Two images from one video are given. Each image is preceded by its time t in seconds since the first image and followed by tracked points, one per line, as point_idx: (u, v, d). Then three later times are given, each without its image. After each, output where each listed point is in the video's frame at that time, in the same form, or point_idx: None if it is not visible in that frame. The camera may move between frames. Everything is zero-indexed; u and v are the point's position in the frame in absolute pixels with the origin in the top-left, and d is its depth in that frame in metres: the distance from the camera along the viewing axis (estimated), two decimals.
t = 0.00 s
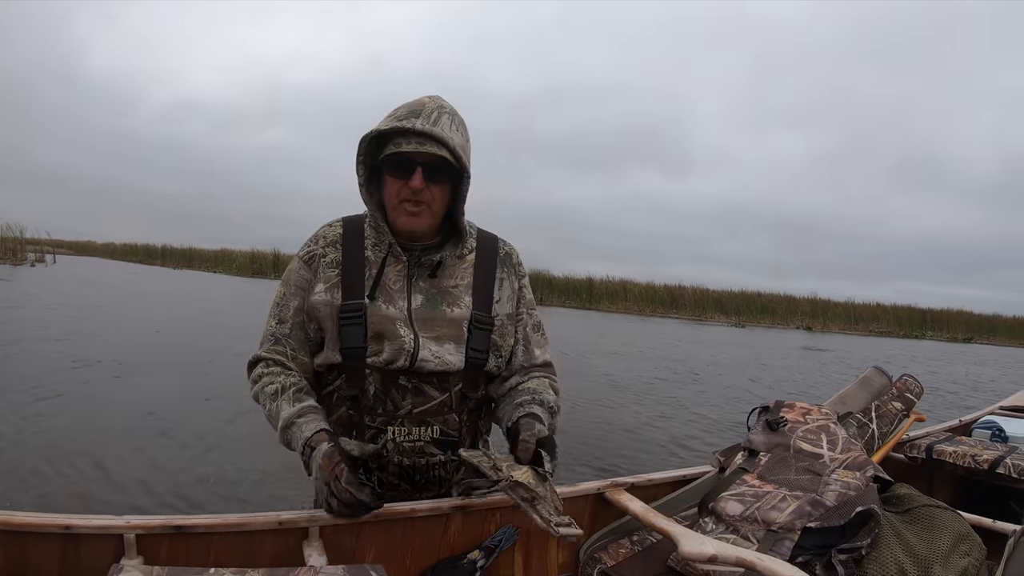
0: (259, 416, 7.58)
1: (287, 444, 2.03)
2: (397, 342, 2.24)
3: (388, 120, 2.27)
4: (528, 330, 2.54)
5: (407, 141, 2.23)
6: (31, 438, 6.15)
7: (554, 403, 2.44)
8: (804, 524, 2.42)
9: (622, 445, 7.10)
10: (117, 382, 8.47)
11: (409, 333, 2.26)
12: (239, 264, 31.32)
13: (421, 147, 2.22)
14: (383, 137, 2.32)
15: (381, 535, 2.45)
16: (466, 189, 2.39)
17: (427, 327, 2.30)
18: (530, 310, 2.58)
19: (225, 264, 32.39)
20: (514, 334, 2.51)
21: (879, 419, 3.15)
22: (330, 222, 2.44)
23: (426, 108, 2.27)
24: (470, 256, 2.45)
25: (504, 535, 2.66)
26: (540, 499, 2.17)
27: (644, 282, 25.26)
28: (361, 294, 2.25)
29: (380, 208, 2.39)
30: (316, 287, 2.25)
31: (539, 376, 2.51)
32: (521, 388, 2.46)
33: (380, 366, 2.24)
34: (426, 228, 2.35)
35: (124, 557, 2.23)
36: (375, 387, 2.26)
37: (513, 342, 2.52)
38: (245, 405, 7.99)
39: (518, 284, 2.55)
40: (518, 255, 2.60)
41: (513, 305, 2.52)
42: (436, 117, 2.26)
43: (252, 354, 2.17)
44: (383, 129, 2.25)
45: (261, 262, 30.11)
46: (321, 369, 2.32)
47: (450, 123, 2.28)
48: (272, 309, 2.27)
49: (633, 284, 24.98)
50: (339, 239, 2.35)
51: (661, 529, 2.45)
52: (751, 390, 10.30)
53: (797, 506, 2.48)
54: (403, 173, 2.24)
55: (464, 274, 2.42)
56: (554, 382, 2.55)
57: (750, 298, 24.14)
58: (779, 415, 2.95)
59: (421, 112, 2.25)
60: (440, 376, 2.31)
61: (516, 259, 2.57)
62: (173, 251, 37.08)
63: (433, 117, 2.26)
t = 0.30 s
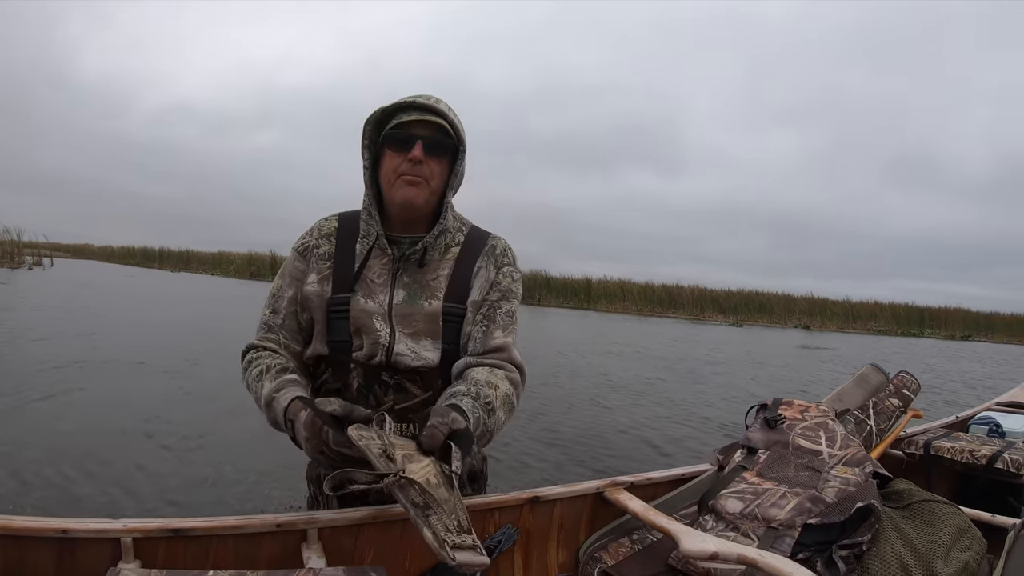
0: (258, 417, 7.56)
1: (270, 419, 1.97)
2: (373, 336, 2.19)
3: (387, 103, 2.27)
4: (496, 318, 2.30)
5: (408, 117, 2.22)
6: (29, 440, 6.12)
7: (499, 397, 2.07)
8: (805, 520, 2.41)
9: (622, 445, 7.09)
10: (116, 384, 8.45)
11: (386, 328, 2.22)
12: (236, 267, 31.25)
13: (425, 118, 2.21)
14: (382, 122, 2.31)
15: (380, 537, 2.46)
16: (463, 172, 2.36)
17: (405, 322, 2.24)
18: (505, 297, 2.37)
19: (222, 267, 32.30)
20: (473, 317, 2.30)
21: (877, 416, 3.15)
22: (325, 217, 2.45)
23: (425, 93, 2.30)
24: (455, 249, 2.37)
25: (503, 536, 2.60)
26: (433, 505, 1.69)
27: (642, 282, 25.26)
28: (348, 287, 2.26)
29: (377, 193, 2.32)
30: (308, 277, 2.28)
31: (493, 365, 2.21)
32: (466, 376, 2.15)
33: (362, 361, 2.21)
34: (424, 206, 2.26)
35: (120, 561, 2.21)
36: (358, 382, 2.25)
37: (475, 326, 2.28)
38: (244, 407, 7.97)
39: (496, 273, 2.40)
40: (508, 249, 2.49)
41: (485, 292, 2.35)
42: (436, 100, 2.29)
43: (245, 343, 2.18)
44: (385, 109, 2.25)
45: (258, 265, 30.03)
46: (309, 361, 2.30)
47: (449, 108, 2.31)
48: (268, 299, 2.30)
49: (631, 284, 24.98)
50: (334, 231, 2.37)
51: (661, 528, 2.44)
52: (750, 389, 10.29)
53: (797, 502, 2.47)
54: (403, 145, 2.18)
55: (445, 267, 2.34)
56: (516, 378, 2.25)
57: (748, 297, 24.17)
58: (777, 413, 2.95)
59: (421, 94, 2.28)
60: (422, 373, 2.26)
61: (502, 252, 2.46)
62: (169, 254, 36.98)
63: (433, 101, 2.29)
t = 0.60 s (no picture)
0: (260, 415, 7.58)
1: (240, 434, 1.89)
2: (370, 337, 2.23)
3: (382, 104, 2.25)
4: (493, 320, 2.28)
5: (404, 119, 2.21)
6: (32, 438, 6.14)
7: (494, 407, 2.05)
8: (807, 516, 2.43)
9: (622, 444, 7.10)
10: (118, 381, 8.47)
11: (383, 328, 2.24)
12: (237, 264, 31.24)
13: (420, 121, 2.19)
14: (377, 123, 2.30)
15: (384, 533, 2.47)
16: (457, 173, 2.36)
17: (401, 322, 2.25)
18: (503, 298, 2.35)
19: (223, 265, 32.29)
20: (471, 319, 2.28)
21: (878, 412, 3.17)
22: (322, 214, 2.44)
23: (420, 93, 2.28)
24: (451, 248, 2.35)
25: (507, 531, 2.67)
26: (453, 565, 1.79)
27: (643, 280, 25.28)
28: (346, 286, 2.25)
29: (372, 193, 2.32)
30: (316, 272, 2.28)
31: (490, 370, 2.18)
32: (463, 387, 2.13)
33: (358, 360, 2.24)
34: (419, 207, 2.27)
35: (125, 558, 2.21)
36: (354, 379, 2.27)
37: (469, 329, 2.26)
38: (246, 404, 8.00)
39: (491, 274, 2.37)
40: (504, 249, 2.47)
41: (483, 295, 2.33)
42: (432, 101, 2.27)
43: (247, 334, 2.15)
44: (380, 109, 2.23)
45: (259, 263, 29.99)
46: (314, 356, 2.31)
47: (445, 108, 2.29)
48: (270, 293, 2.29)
49: (632, 281, 24.99)
50: (331, 228, 2.35)
51: (665, 523, 2.45)
52: (750, 387, 10.31)
53: (799, 498, 2.49)
54: (398, 147, 2.18)
55: (442, 268, 2.33)
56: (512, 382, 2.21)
57: (749, 295, 24.21)
58: (779, 409, 2.97)
59: (416, 95, 2.26)
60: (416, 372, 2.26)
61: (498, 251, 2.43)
62: (170, 251, 36.96)
63: (429, 101, 2.27)
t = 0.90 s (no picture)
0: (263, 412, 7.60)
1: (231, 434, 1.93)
2: (378, 341, 2.23)
3: (372, 103, 2.24)
4: (516, 324, 2.50)
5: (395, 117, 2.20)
6: (36, 433, 6.16)
7: (518, 404, 2.33)
8: (812, 513, 2.43)
9: (625, 442, 7.11)
10: (122, 378, 8.49)
11: (391, 330, 2.24)
12: (240, 262, 31.27)
13: (410, 118, 2.18)
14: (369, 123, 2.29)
15: (389, 530, 2.45)
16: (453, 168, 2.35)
17: (410, 322, 2.27)
18: (517, 301, 2.53)
19: (226, 263, 32.33)
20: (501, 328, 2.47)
21: (880, 409, 3.18)
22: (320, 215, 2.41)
23: (409, 88, 2.26)
24: (455, 247, 2.39)
25: (512, 528, 2.66)
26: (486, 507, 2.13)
27: (646, 279, 25.30)
28: (350, 288, 2.24)
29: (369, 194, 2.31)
30: (319, 276, 2.25)
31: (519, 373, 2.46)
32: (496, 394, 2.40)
33: (366, 361, 2.25)
34: (416, 206, 2.27)
35: (128, 555, 2.21)
36: (361, 380, 2.28)
37: (497, 334, 2.45)
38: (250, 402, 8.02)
39: (503, 276, 2.50)
40: (506, 246, 2.54)
41: (499, 298, 2.46)
42: (421, 96, 2.26)
43: (247, 340, 2.13)
44: (369, 109, 2.22)
45: (263, 261, 30.00)
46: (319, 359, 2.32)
47: (435, 102, 2.28)
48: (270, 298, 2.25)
49: (635, 280, 25.01)
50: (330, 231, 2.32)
51: (670, 520, 2.46)
52: (753, 387, 10.32)
53: (804, 495, 2.49)
54: (391, 147, 2.18)
55: (450, 267, 2.37)
56: (536, 379, 2.49)
57: (752, 295, 24.22)
58: (783, 406, 2.97)
59: (405, 91, 2.24)
60: (424, 370, 2.28)
61: (501, 250, 2.51)
62: (173, 249, 37.00)
63: (418, 97, 2.26)
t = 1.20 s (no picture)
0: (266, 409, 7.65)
1: (257, 420, 2.00)
2: (394, 331, 2.26)
3: (393, 102, 2.26)
4: (534, 322, 2.52)
5: (417, 117, 2.23)
6: (41, 430, 6.21)
7: (524, 399, 2.38)
8: (811, 507, 2.45)
9: (627, 439, 7.12)
10: (126, 375, 8.55)
11: (407, 322, 2.27)
12: (244, 260, 31.34)
13: (431, 119, 2.20)
14: (390, 121, 2.31)
15: (391, 524, 2.47)
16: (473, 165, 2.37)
17: (426, 314, 2.29)
18: (535, 299, 2.54)
19: (230, 260, 32.41)
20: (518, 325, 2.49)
21: (880, 405, 3.19)
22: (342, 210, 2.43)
23: (430, 88, 2.27)
24: (474, 243, 2.41)
25: (513, 522, 2.66)
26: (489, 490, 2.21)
27: (649, 277, 25.30)
28: (368, 281, 2.26)
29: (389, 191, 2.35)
30: (330, 270, 2.29)
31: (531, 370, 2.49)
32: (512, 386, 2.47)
33: (381, 352, 2.27)
34: (436, 203, 2.30)
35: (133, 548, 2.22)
36: (376, 371, 2.30)
37: (515, 330, 2.47)
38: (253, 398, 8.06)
39: (521, 274, 2.50)
40: (525, 244, 2.55)
41: (516, 295, 2.47)
42: (442, 95, 2.27)
43: (260, 330, 2.20)
44: (391, 109, 2.24)
45: (266, 258, 30.07)
46: (334, 351, 2.36)
47: (456, 102, 2.29)
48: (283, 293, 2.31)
49: (639, 278, 25.01)
50: (349, 227, 2.35)
51: (670, 514, 2.48)
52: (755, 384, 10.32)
53: (803, 489, 2.50)
54: (412, 146, 2.22)
55: (468, 262, 2.39)
56: (548, 375, 2.50)
57: (756, 293, 24.18)
58: (783, 402, 2.98)
59: (426, 91, 2.26)
60: (439, 363, 2.30)
61: (519, 247, 2.51)
62: (177, 247, 37.09)
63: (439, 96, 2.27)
